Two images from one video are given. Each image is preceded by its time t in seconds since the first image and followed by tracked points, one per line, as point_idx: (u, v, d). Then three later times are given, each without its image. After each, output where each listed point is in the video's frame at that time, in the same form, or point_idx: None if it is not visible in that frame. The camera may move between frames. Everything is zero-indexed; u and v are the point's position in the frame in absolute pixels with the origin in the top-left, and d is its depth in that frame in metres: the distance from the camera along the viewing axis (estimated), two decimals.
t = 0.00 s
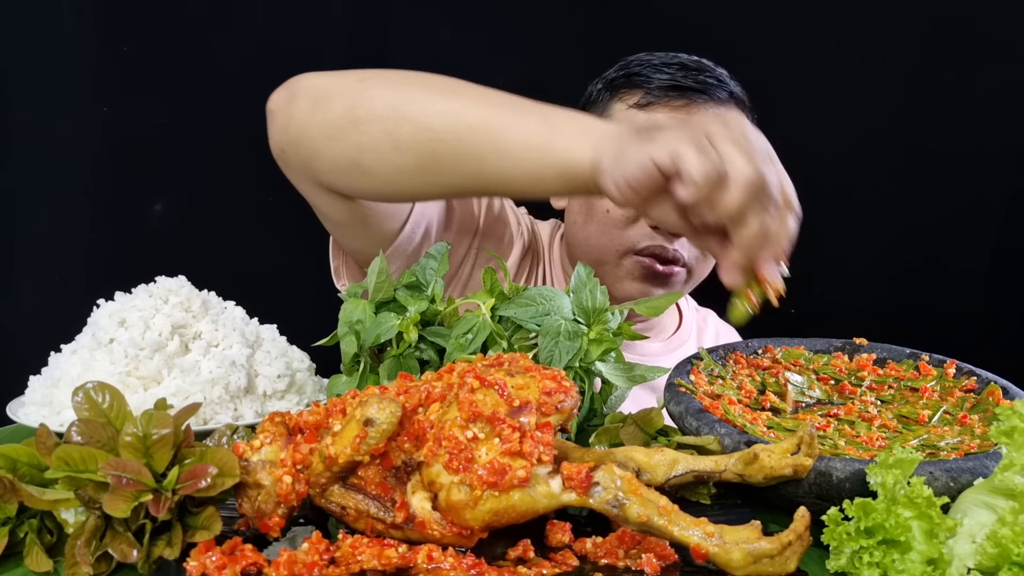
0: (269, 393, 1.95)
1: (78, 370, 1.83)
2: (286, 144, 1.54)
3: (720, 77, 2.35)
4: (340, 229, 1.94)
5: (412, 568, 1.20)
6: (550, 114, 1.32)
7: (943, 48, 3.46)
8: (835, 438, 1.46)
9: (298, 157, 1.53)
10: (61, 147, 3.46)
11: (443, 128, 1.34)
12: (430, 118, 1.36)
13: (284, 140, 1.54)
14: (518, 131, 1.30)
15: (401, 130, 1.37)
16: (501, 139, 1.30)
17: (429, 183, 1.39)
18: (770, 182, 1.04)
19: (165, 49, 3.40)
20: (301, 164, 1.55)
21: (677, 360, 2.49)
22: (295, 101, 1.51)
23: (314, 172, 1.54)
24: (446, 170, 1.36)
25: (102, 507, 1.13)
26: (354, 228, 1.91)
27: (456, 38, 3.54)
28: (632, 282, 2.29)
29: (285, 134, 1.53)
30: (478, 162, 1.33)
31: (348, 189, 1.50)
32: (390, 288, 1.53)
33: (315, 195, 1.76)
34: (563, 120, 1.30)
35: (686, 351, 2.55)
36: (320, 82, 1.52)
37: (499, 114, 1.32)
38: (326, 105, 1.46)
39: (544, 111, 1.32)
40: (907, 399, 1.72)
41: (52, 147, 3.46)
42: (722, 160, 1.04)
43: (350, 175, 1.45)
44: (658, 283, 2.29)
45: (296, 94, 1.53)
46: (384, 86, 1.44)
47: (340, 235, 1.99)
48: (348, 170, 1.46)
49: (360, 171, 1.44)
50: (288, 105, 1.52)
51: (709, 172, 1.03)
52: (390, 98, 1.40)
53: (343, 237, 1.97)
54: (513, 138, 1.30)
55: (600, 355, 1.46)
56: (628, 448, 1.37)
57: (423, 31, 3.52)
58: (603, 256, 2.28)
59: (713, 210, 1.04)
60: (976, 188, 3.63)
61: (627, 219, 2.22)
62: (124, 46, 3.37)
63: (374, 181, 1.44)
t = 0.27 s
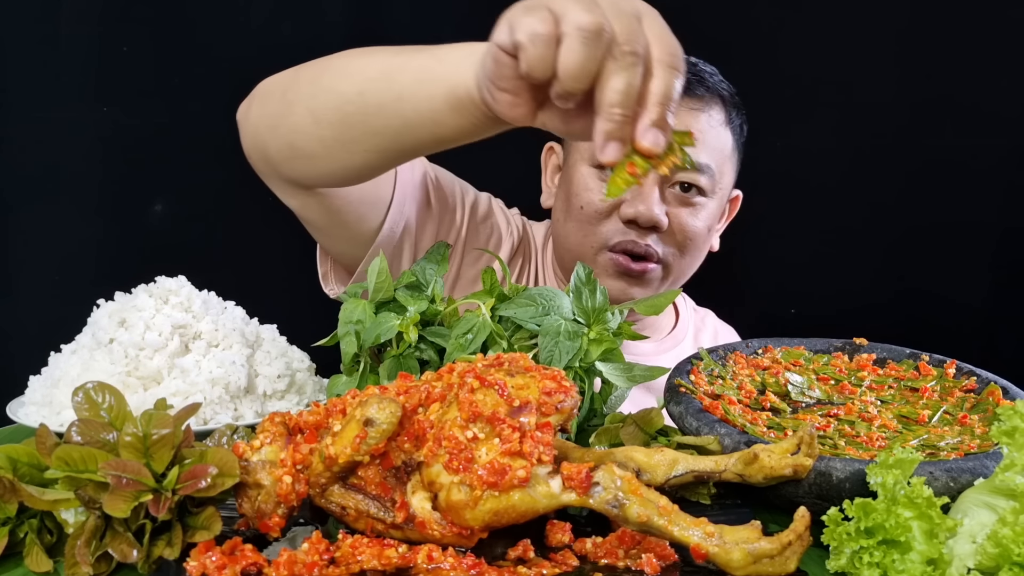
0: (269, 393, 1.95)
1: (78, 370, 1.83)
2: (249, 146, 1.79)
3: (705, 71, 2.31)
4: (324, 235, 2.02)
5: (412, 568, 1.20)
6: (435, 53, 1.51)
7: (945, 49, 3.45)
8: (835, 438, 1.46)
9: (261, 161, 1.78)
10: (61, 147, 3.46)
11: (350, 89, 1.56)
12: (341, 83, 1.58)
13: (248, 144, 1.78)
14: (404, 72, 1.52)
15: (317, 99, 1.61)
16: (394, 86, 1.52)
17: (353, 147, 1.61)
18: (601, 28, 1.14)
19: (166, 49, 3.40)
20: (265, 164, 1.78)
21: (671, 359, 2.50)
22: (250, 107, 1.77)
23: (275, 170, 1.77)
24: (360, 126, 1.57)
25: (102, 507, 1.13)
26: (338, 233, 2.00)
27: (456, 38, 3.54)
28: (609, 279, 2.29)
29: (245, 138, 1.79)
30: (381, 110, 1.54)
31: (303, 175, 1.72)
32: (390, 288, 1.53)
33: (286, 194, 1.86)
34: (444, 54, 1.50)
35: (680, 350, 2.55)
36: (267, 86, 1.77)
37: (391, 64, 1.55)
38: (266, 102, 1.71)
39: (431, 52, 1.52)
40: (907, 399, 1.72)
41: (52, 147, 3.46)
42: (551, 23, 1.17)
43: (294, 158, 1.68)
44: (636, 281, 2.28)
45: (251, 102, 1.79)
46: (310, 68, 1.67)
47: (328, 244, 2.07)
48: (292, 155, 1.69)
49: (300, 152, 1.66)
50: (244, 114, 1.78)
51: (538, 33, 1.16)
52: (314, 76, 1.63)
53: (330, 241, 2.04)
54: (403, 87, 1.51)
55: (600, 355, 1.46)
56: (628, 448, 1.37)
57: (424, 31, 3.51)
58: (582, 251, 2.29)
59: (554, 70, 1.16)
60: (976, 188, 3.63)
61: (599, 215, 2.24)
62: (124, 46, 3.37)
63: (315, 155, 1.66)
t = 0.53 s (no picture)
0: (269, 393, 1.95)
1: (78, 370, 1.83)
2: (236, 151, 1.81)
3: (700, 69, 2.33)
4: (312, 239, 2.02)
5: (412, 568, 1.20)
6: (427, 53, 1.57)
7: (946, 49, 3.45)
8: (835, 438, 1.46)
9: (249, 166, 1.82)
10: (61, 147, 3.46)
11: (341, 93, 1.60)
12: (331, 86, 1.61)
13: (235, 149, 1.81)
14: (396, 76, 1.56)
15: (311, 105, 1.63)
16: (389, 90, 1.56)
17: (345, 148, 1.65)
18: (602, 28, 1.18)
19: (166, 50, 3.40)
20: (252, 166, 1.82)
21: (666, 358, 2.50)
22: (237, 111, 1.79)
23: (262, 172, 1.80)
24: (351, 129, 1.61)
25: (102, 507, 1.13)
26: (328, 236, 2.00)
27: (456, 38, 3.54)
28: (610, 277, 2.29)
29: (233, 143, 1.82)
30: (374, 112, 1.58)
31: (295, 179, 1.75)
32: (390, 288, 1.53)
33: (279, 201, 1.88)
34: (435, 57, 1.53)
35: (675, 350, 2.55)
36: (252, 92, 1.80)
37: (382, 62, 1.59)
38: (254, 106, 1.74)
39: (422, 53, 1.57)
40: (907, 399, 1.72)
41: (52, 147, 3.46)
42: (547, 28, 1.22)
43: (283, 162, 1.72)
44: (637, 277, 2.28)
45: (237, 107, 1.81)
46: (298, 74, 1.70)
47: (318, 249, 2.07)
48: (285, 160, 1.72)
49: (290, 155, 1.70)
50: (229, 120, 1.81)
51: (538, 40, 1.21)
52: (303, 83, 1.67)
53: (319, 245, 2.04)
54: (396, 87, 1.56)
55: (600, 355, 1.46)
56: (628, 448, 1.37)
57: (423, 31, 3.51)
58: (582, 250, 2.29)
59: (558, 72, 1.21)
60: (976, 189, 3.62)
61: (600, 214, 2.23)
62: (124, 47, 3.37)
63: (306, 159, 1.69)
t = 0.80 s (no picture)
0: (269, 393, 1.95)
1: (78, 370, 1.83)
2: (268, 156, 1.61)
3: (698, 67, 2.36)
4: (324, 246, 1.94)
5: (412, 568, 1.20)
6: (541, 125, 1.40)
7: (944, 48, 3.46)
8: (835, 438, 1.46)
9: (282, 170, 1.60)
10: (61, 148, 3.47)
11: (438, 140, 1.43)
12: (425, 130, 1.44)
13: (271, 158, 1.60)
14: (510, 141, 1.39)
15: (394, 143, 1.45)
16: (495, 157, 1.40)
17: (426, 194, 1.48)
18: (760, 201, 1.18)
19: (165, 49, 3.40)
20: (284, 176, 1.61)
21: (665, 361, 2.50)
22: (280, 114, 1.58)
23: (297, 182, 1.60)
24: (442, 178, 1.45)
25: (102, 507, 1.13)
26: (341, 249, 1.93)
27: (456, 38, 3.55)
28: (620, 281, 2.30)
29: (267, 148, 1.60)
30: (475, 170, 1.42)
31: (339, 201, 1.58)
32: (390, 288, 1.53)
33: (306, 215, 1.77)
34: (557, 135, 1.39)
35: (674, 352, 2.55)
36: (300, 95, 1.59)
37: (486, 122, 1.42)
38: (307, 118, 1.54)
39: (537, 121, 1.41)
40: (907, 399, 1.72)
41: (53, 147, 3.46)
42: (702, 191, 1.19)
43: (343, 189, 1.54)
44: (647, 279, 2.29)
45: (277, 110, 1.60)
46: (370, 96, 1.52)
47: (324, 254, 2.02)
48: (342, 183, 1.53)
49: (349, 184, 1.53)
50: (272, 124, 1.59)
51: (691, 206, 1.18)
52: (379, 109, 1.49)
53: (328, 253, 1.97)
54: (508, 155, 1.39)
55: (600, 355, 1.46)
56: (628, 448, 1.37)
57: (423, 31, 3.52)
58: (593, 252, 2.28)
59: (707, 238, 1.19)
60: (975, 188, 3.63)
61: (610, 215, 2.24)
62: (124, 46, 3.37)
63: (367, 189, 1.51)
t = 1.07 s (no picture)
0: (269, 393, 1.95)
1: (77, 370, 1.83)
2: (308, 168, 1.62)
3: (712, 70, 2.36)
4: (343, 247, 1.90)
5: (412, 568, 1.20)
6: (601, 184, 1.53)
7: (944, 48, 3.45)
8: (835, 438, 1.46)
9: (321, 182, 1.63)
10: (61, 148, 3.47)
11: (496, 180, 1.53)
12: (485, 169, 1.54)
13: (310, 170, 1.63)
14: (573, 192, 1.52)
15: (450, 178, 1.54)
16: (553, 207, 1.53)
17: (471, 226, 1.58)
18: (817, 305, 1.35)
19: (165, 49, 3.40)
20: (322, 187, 1.64)
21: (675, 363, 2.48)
22: (325, 126, 1.60)
23: (334, 195, 1.64)
24: (493, 215, 1.55)
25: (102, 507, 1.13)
26: (358, 248, 1.88)
27: (456, 38, 3.55)
28: (637, 286, 2.30)
29: (310, 161, 1.62)
30: (528, 213, 1.54)
31: (376, 219, 1.64)
32: (390, 288, 1.52)
33: (331, 223, 1.80)
34: (615, 195, 1.53)
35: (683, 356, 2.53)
36: (346, 110, 1.61)
37: (547, 171, 1.53)
38: (359, 138, 1.58)
39: (594, 175, 1.54)
40: (907, 399, 1.72)
41: (53, 148, 3.46)
42: (766, 292, 1.36)
43: (386, 210, 1.60)
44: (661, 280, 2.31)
45: (322, 122, 1.61)
46: (424, 125, 1.59)
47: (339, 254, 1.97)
48: (386, 207, 1.60)
49: (397, 208, 1.59)
50: (317, 135, 1.60)
51: (753, 305, 1.36)
52: (435, 142, 1.56)
53: (348, 254, 1.92)
54: (565, 206, 1.52)
55: (599, 355, 1.47)
56: (628, 448, 1.37)
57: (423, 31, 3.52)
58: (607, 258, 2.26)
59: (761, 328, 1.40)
60: (975, 188, 3.62)
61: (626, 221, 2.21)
62: (124, 47, 3.37)
63: (412, 216, 1.59)
